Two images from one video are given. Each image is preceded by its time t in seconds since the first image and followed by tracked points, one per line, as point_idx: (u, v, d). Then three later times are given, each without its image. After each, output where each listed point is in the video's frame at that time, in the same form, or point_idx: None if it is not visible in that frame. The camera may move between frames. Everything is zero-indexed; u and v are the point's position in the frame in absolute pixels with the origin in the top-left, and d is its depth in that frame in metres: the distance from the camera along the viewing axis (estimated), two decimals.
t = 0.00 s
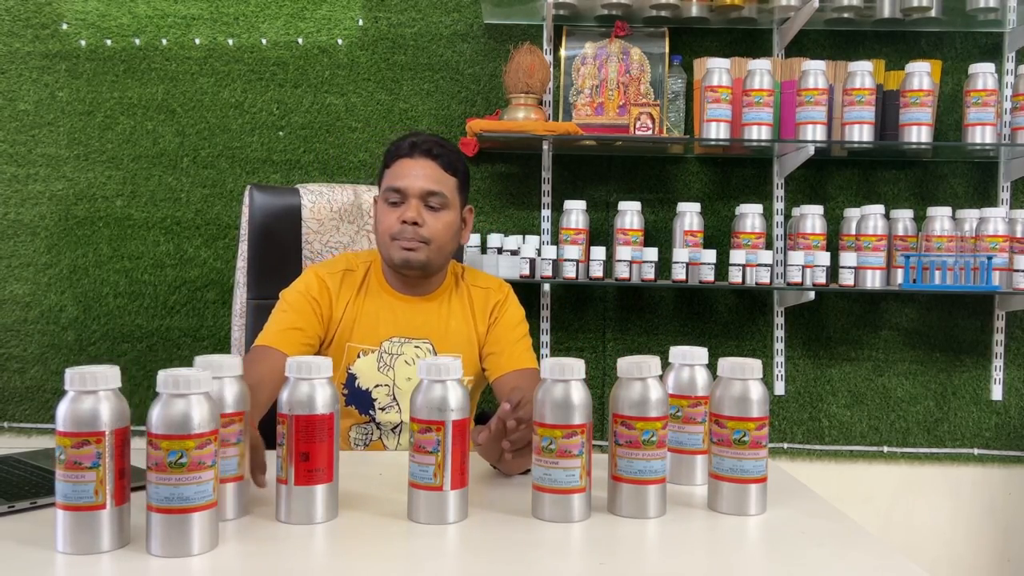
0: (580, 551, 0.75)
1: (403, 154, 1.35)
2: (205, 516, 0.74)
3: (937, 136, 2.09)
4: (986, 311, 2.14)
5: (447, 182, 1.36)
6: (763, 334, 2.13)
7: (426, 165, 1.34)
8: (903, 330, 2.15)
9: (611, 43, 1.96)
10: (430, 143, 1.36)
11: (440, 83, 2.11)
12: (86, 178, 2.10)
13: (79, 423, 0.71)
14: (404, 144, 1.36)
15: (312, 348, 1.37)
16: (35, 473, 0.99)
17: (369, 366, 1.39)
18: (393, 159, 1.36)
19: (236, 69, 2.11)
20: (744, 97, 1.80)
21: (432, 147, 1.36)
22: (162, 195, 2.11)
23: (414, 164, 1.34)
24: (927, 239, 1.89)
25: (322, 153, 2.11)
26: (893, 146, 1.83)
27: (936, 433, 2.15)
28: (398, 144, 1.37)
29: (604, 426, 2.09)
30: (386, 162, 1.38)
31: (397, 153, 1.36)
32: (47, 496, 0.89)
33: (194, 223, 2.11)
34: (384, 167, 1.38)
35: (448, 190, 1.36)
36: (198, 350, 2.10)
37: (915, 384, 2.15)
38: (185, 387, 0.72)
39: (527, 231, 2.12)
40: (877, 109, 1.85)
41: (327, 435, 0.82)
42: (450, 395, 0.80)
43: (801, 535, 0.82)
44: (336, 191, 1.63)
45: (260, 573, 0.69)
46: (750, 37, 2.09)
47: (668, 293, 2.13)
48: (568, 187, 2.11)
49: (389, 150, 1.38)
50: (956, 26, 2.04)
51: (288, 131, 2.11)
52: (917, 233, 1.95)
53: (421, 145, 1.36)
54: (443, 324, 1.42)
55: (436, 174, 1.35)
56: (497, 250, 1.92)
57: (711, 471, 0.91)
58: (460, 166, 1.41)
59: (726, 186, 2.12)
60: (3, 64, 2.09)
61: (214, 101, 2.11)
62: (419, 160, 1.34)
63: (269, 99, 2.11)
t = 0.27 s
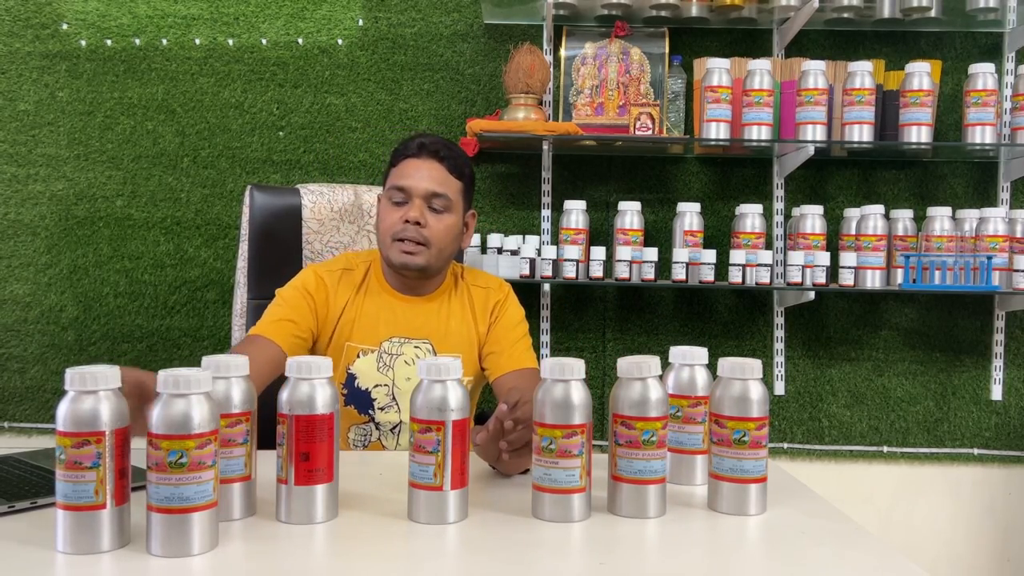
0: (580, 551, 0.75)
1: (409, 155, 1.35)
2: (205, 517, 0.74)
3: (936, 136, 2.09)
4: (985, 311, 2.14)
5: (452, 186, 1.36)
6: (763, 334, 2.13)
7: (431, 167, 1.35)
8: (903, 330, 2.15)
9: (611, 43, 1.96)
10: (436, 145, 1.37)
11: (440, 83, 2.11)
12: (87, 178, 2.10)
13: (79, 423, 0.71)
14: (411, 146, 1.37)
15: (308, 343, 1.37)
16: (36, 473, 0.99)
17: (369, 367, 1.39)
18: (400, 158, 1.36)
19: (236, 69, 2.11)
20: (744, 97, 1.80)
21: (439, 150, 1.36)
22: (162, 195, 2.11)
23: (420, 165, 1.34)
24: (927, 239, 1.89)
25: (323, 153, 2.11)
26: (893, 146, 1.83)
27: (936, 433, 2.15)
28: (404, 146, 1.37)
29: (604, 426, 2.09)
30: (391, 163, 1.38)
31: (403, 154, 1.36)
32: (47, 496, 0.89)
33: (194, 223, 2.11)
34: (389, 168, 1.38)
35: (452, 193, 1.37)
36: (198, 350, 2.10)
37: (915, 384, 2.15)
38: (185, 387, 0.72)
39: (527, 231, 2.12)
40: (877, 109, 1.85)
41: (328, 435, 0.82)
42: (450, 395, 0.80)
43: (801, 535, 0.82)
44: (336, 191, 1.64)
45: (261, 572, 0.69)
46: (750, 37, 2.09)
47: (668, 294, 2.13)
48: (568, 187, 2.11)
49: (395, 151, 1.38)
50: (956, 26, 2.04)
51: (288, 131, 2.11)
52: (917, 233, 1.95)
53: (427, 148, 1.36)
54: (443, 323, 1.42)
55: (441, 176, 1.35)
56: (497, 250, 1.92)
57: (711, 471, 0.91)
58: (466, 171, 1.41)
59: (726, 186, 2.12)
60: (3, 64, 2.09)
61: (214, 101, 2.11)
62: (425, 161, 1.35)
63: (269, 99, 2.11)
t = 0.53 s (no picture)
0: (579, 551, 0.75)
1: (416, 161, 1.34)
2: (205, 516, 0.74)
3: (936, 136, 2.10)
4: (985, 311, 2.14)
5: (459, 194, 1.36)
6: (763, 334, 2.13)
7: (440, 176, 1.34)
8: (903, 330, 2.15)
9: (610, 43, 1.96)
10: (444, 152, 1.35)
11: (440, 83, 2.11)
12: (87, 178, 2.10)
13: (79, 423, 0.71)
14: (418, 152, 1.35)
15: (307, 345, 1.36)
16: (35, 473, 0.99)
17: (368, 371, 1.39)
18: (407, 164, 1.35)
19: (236, 69, 2.11)
20: (744, 97, 1.80)
21: (448, 158, 1.35)
22: (162, 195, 2.11)
23: (428, 173, 1.33)
24: (927, 239, 1.89)
25: (322, 153, 2.11)
26: (893, 146, 1.83)
27: (936, 433, 2.15)
28: (411, 151, 1.36)
29: (604, 426, 2.09)
30: (397, 167, 1.36)
31: (409, 160, 1.35)
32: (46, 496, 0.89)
33: (194, 223, 2.11)
34: (394, 171, 1.37)
35: (460, 201, 1.36)
36: (198, 350, 2.10)
37: (914, 384, 2.15)
38: (185, 387, 0.72)
39: (527, 230, 2.12)
40: (877, 109, 1.85)
41: (328, 435, 0.82)
42: (450, 395, 0.80)
43: (801, 535, 0.82)
44: (336, 191, 1.64)
45: (260, 572, 0.69)
46: (750, 37, 2.09)
47: (668, 294, 2.13)
48: (568, 187, 2.11)
49: (401, 155, 1.37)
50: (956, 26, 2.04)
51: (288, 131, 2.11)
52: (917, 233, 1.95)
53: (436, 155, 1.35)
54: (441, 325, 1.42)
55: (450, 185, 1.34)
56: (497, 250, 1.92)
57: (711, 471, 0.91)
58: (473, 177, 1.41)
59: (726, 186, 2.12)
60: (3, 64, 2.09)
61: (214, 101, 2.11)
62: (434, 169, 1.34)
63: (269, 99, 2.11)
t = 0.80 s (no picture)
0: (579, 551, 0.75)
1: (417, 165, 1.34)
2: (205, 516, 0.74)
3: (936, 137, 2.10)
4: (985, 311, 2.14)
5: (460, 198, 1.36)
6: (763, 334, 2.13)
7: (440, 180, 1.33)
8: (903, 330, 2.15)
9: (610, 43, 1.96)
10: (445, 155, 1.35)
11: (440, 83, 2.11)
12: (87, 178, 2.11)
13: (57, 408, 0.73)
14: (419, 155, 1.35)
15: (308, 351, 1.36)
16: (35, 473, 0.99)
17: (368, 372, 1.39)
18: (408, 168, 1.35)
19: (236, 69, 2.11)
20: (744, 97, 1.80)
21: (449, 162, 1.35)
22: (162, 195, 2.11)
23: (429, 177, 1.33)
24: (927, 239, 1.89)
25: (322, 153, 2.11)
26: (893, 146, 1.83)
27: (936, 433, 2.15)
28: (412, 154, 1.36)
29: (604, 426, 2.09)
30: (397, 171, 1.36)
31: (410, 164, 1.35)
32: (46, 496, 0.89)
33: (194, 223, 2.11)
34: (394, 175, 1.37)
35: (460, 204, 1.36)
36: (198, 350, 2.10)
37: (914, 384, 2.15)
38: (185, 387, 0.72)
39: (527, 230, 2.12)
40: (877, 109, 1.85)
41: (328, 435, 0.82)
42: (450, 396, 0.80)
43: (801, 535, 0.82)
44: (336, 191, 1.64)
45: (260, 572, 0.69)
46: (750, 37, 2.09)
47: (668, 293, 2.13)
48: (568, 187, 2.11)
49: (402, 159, 1.36)
50: (956, 26, 2.04)
51: (288, 131, 2.11)
52: (917, 233, 1.95)
53: (436, 158, 1.34)
54: (441, 326, 1.42)
55: (450, 189, 1.34)
56: (497, 250, 1.92)
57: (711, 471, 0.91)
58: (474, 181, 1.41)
59: (726, 186, 2.12)
60: (3, 65, 2.09)
61: (214, 101, 2.11)
62: (434, 173, 1.34)
63: (269, 99, 2.11)
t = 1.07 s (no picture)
0: (579, 551, 0.75)
1: (419, 161, 1.35)
2: (205, 516, 0.74)
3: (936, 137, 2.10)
4: (985, 311, 2.14)
5: (460, 194, 1.36)
6: (763, 334, 2.14)
7: (441, 175, 1.34)
8: (903, 330, 2.15)
9: (611, 43, 1.96)
10: (446, 152, 1.36)
11: (440, 83, 2.11)
12: (87, 178, 2.11)
13: (63, 309, 0.75)
14: (420, 151, 1.36)
15: (294, 348, 1.40)
16: (36, 473, 0.99)
17: (367, 369, 1.39)
18: (408, 163, 1.35)
19: (236, 69, 2.11)
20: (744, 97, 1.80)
21: (449, 158, 1.36)
22: (163, 195, 2.11)
23: (430, 172, 1.34)
24: (926, 240, 1.89)
25: (322, 153, 2.11)
26: (893, 146, 1.83)
27: (936, 433, 2.15)
28: (414, 151, 1.37)
29: (604, 426, 2.09)
30: (399, 167, 1.37)
31: (412, 159, 1.36)
32: (47, 496, 0.89)
33: (195, 224, 2.11)
34: (397, 171, 1.38)
35: (460, 201, 1.37)
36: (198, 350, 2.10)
37: (914, 384, 2.15)
38: (185, 387, 0.72)
39: (527, 230, 2.12)
40: (877, 109, 1.85)
41: (328, 435, 0.82)
42: (450, 395, 0.81)
43: (801, 535, 0.82)
44: (336, 191, 1.64)
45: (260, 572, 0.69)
46: (750, 37, 2.09)
47: (668, 293, 2.13)
48: (568, 187, 2.11)
49: (404, 155, 1.38)
50: (955, 26, 2.04)
51: (288, 131, 2.11)
52: (916, 233, 1.95)
53: (437, 155, 1.35)
54: (440, 323, 1.42)
55: (450, 185, 1.35)
56: (497, 250, 1.92)
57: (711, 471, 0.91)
58: (473, 179, 1.41)
59: (726, 186, 2.12)
60: (4, 65, 2.09)
61: (214, 101, 2.11)
62: (436, 169, 1.34)
63: (269, 99, 2.11)
